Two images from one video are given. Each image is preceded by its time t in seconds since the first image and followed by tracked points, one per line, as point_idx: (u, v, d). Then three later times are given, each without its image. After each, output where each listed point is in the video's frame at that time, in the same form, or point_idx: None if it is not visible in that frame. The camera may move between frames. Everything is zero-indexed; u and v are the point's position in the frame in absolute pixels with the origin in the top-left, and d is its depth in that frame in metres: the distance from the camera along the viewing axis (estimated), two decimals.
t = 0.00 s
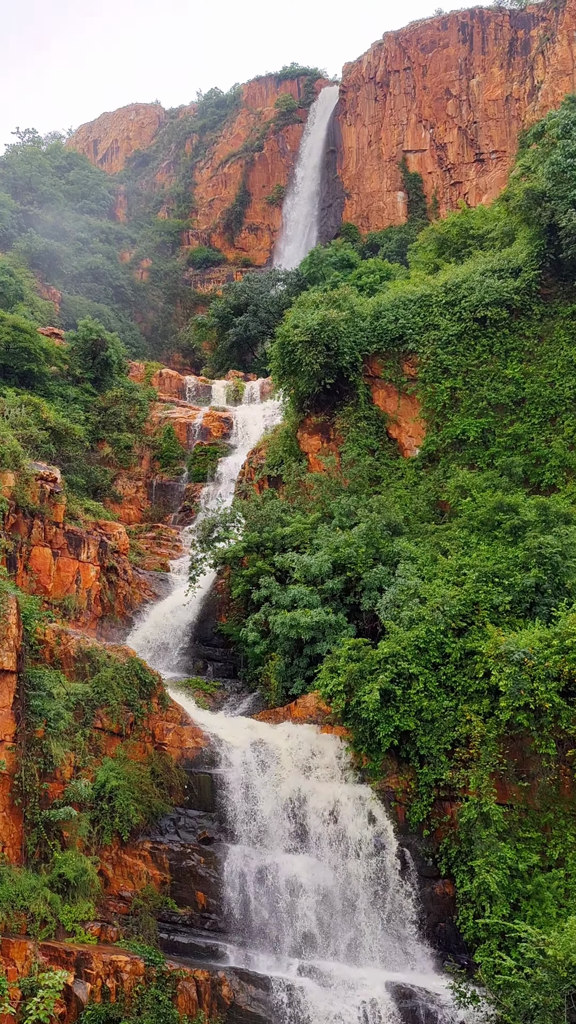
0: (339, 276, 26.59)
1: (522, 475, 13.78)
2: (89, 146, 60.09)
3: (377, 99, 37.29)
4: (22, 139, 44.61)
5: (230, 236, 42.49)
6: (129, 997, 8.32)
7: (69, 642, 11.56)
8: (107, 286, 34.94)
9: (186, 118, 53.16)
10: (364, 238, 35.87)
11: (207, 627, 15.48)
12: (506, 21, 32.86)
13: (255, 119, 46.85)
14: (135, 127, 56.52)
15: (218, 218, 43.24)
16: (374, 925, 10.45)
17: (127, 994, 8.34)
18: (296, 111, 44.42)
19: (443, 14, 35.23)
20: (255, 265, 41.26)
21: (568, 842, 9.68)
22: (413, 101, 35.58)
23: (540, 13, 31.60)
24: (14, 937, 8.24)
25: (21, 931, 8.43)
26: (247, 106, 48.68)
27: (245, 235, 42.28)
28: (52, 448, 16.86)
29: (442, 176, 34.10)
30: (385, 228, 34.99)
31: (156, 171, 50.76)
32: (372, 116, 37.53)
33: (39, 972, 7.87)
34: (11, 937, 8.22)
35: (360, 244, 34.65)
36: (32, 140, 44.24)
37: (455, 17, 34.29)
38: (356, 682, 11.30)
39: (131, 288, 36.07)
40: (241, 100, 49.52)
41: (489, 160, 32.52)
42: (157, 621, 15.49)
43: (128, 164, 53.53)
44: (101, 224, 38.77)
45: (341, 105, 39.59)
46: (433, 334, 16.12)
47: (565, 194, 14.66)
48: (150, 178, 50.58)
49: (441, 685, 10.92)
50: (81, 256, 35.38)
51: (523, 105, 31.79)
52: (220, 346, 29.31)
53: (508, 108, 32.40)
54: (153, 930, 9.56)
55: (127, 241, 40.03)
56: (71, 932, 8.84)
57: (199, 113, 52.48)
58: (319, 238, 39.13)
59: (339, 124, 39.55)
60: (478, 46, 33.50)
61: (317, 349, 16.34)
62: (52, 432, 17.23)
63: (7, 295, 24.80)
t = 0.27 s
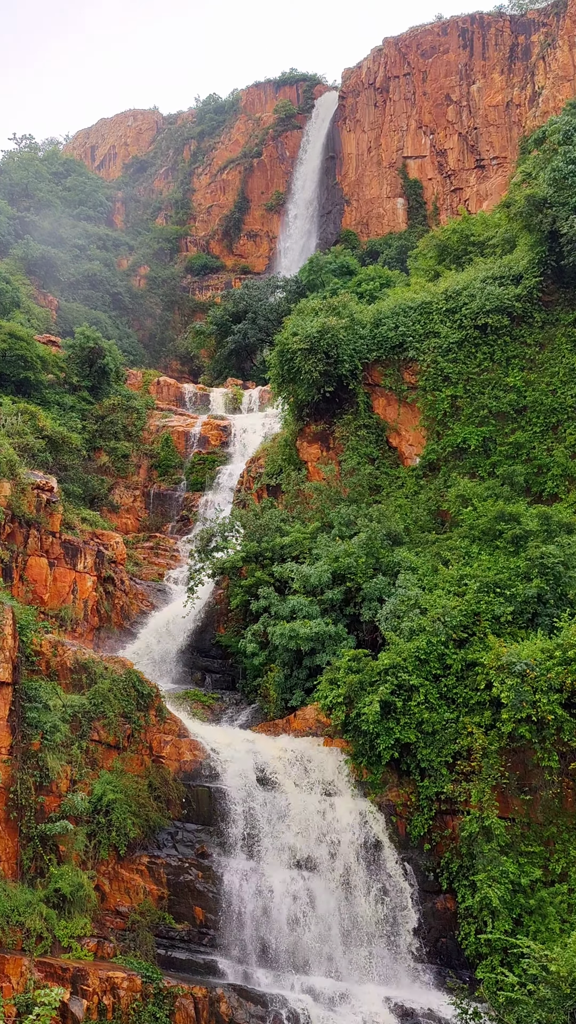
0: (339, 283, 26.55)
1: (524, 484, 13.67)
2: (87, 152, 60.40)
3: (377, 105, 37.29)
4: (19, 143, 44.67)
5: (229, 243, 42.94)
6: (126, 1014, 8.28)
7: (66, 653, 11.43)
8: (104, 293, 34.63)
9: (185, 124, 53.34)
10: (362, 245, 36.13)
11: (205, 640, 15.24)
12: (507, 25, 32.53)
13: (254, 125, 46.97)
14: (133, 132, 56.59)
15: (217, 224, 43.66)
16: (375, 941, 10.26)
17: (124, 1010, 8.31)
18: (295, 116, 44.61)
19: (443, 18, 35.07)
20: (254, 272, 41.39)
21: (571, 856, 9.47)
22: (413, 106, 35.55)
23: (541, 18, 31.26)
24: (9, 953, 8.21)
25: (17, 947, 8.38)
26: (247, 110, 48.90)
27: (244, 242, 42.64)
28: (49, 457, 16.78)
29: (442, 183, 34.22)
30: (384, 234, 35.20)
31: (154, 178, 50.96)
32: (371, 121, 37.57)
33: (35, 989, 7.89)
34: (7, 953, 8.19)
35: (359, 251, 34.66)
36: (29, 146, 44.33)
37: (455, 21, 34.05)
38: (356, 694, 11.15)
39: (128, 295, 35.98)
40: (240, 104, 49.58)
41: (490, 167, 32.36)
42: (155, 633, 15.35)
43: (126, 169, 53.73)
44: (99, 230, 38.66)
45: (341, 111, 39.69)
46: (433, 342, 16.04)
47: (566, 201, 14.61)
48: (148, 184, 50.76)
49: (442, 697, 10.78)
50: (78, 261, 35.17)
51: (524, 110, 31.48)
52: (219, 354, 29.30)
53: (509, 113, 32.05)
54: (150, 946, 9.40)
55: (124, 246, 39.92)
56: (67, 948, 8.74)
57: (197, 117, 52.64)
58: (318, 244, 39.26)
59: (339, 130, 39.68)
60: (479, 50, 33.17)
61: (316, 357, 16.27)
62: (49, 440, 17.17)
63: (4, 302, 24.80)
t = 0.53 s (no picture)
0: (339, 288, 26.50)
1: (527, 492, 13.54)
2: (84, 155, 60.53)
3: (378, 109, 37.43)
4: (16, 148, 44.74)
5: (228, 248, 42.50)
6: None
7: (62, 663, 11.24)
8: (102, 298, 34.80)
9: (183, 127, 53.46)
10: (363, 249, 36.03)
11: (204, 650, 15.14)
12: (509, 29, 33.04)
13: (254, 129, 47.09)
14: (131, 136, 56.83)
15: (215, 230, 43.22)
16: (377, 956, 10.05)
17: None
18: (295, 120, 44.78)
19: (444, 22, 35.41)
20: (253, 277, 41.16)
21: None
22: (415, 110, 35.57)
23: (544, 22, 31.99)
24: (4, 969, 8.03)
25: (13, 963, 8.19)
26: (246, 114, 49.00)
27: (244, 247, 42.28)
28: (46, 464, 16.66)
29: (444, 187, 34.14)
30: (387, 239, 34.93)
31: (152, 182, 51.11)
32: (373, 125, 37.69)
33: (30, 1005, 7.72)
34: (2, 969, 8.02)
35: (360, 256, 34.66)
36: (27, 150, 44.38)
37: (457, 25, 34.49)
38: (357, 706, 10.97)
39: (126, 301, 35.82)
40: (239, 108, 49.81)
41: (492, 169, 32.48)
42: (153, 643, 15.18)
43: (124, 174, 53.89)
44: (96, 235, 38.52)
45: (342, 115, 39.88)
46: (435, 349, 15.95)
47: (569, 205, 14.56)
48: (146, 189, 50.92)
49: (444, 708, 10.62)
50: (75, 266, 35.01)
51: (527, 114, 31.90)
52: (218, 360, 29.25)
53: (511, 117, 32.46)
54: (147, 962, 9.24)
55: (122, 252, 39.81)
56: (64, 964, 8.56)
57: (196, 122, 52.82)
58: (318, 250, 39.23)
59: (340, 135, 39.86)
60: (481, 54, 33.52)
61: (317, 363, 16.16)
62: (46, 447, 17.06)
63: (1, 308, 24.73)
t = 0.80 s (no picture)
0: (340, 293, 26.40)
1: (531, 499, 13.39)
2: (82, 158, 60.78)
3: (379, 112, 37.43)
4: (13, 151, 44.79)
5: (228, 252, 42.92)
6: None
7: (59, 673, 11.13)
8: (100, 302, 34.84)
9: (182, 130, 53.70)
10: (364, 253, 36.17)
11: (203, 659, 14.99)
12: (512, 32, 32.91)
13: (253, 132, 47.28)
14: (130, 140, 57.09)
15: (215, 234, 43.57)
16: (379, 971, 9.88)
17: None
18: (296, 124, 44.80)
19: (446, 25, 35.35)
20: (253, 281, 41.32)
21: None
22: (416, 113, 35.55)
23: (547, 23, 31.59)
24: None
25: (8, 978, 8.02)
26: (246, 117, 49.35)
27: (243, 251, 42.71)
28: (42, 471, 16.56)
29: (446, 192, 34.20)
30: (387, 243, 35.04)
31: (151, 186, 51.27)
32: (374, 128, 37.71)
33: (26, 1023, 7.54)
34: None
35: (361, 260, 34.58)
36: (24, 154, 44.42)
37: (459, 28, 34.42)
38: (359, 716, 10.80)
39: (124, 307, 35.72)
40: (238, 112, 50.25)
41: (495, 174, 32.31)
42: (152, 652, 15.02)
43: (122, 178, 54.03)
44: (94, 239, 38.37)
45: (342, 118, 40.03)
46: (438, 354, 15.85)
47: (573, 210, 14.48)
48: (145, 192, 51.09)
49: (447, 718, 10.46)
50: (73, 271, 34.89)
51: (530, 116, 31.55)
52: (217, 366, 29.18)
53: (514, 120, 32.17)
54: (145, 976, 9.07)
55: (120, 256, 39.72)
56: (60, 980, 8.39)
57: (195, 125, 53.03)
58: (319, 254, 39.07)
59: (340, 139, 39.99)
60: (483, 56, 33.33)
61: (317, 369, 16.06)
62: (42, 454, 16.96)
63: None
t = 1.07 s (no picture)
0: (342, 297, 26.33)
1: (535, 505, 13.25)
2: (81, 162, 61.04)
3: (381, 113, 37.38)
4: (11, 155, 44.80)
5: (227, 256, 42.86)
6: None
7: (56, 682, 10.97)
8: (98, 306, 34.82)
9: (182, 133, 53.82)
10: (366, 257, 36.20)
11: (202, 668, 14.77)
12: (515, 32, 32.92)
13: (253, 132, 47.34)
14: (128, 143, 57.25)
15: (215, 236, 43.63)
16: (383, 985, 9.68)
17: None
18: (296, 126, 44.77)
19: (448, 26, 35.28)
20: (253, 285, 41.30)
21: None
22: (418, 115, 35.44)
23: (550, 24, 31.79)
24: None
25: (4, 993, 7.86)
26: (246, 118, 49.38)
27: (243, 254, 42.49)
28: (40, 478, 16.43)
29: (448, 194, 34.00)
30: (390, 245, 35.09)
31: (149, 190, 51.39)
32: (375, 130, 37.69)
33: None
34: None
35: (363, 264, 34.49)
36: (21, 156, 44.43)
37: (462, 29, 34.43)
38: (360, 726, 10.63)
39: (123, 311, 35.63)
40: (240, 113, 50.18)
41: (498, 175, 32.41)
42: (150, 661, 14.85)
43: (121, 181, 54.11)
44: (93, 243, 38.28)
45: (344, 119, 40.10)
46: (441, 359, 15.75)
47: None
48: (144, 196, 51.20)
49: (451, 727, 10.30)
50: (71, 275, 34.79)
51: (533, 119, 31.75)
52: (217, 370, 29.10)
53: (517, 121, 32.36)
54: (144, 990, 8.95)
55: (119, 260, 39.65)
56: (58, 994, 8.23)
57: (195, 127, 53.13)
58: (321, 257, 39.23)
59: (341, 141, 40.04)
60: (486, 58, 33.46)
61: (318, 374, 15.94)
62: (40, 460, 16.85)
63: None
